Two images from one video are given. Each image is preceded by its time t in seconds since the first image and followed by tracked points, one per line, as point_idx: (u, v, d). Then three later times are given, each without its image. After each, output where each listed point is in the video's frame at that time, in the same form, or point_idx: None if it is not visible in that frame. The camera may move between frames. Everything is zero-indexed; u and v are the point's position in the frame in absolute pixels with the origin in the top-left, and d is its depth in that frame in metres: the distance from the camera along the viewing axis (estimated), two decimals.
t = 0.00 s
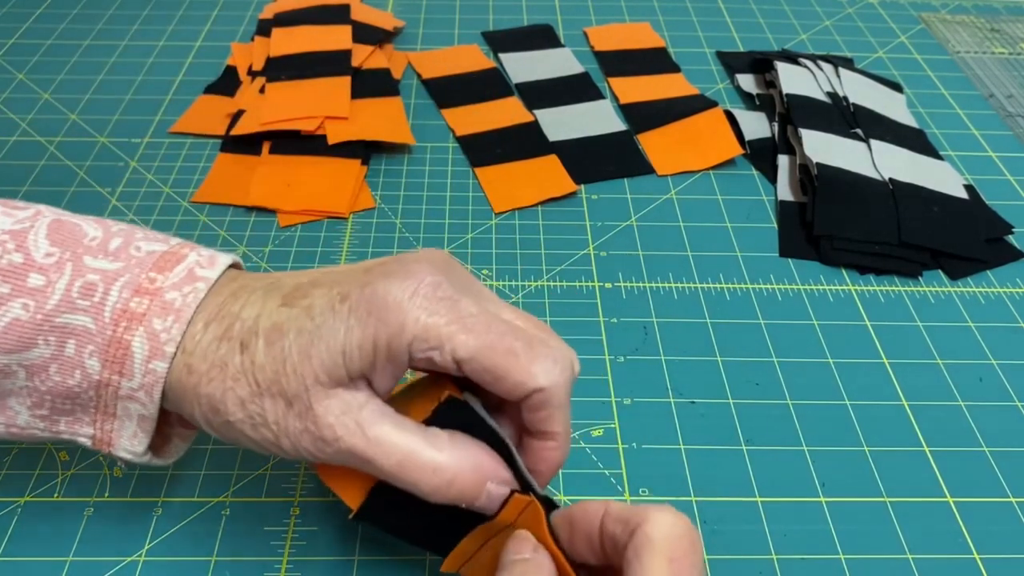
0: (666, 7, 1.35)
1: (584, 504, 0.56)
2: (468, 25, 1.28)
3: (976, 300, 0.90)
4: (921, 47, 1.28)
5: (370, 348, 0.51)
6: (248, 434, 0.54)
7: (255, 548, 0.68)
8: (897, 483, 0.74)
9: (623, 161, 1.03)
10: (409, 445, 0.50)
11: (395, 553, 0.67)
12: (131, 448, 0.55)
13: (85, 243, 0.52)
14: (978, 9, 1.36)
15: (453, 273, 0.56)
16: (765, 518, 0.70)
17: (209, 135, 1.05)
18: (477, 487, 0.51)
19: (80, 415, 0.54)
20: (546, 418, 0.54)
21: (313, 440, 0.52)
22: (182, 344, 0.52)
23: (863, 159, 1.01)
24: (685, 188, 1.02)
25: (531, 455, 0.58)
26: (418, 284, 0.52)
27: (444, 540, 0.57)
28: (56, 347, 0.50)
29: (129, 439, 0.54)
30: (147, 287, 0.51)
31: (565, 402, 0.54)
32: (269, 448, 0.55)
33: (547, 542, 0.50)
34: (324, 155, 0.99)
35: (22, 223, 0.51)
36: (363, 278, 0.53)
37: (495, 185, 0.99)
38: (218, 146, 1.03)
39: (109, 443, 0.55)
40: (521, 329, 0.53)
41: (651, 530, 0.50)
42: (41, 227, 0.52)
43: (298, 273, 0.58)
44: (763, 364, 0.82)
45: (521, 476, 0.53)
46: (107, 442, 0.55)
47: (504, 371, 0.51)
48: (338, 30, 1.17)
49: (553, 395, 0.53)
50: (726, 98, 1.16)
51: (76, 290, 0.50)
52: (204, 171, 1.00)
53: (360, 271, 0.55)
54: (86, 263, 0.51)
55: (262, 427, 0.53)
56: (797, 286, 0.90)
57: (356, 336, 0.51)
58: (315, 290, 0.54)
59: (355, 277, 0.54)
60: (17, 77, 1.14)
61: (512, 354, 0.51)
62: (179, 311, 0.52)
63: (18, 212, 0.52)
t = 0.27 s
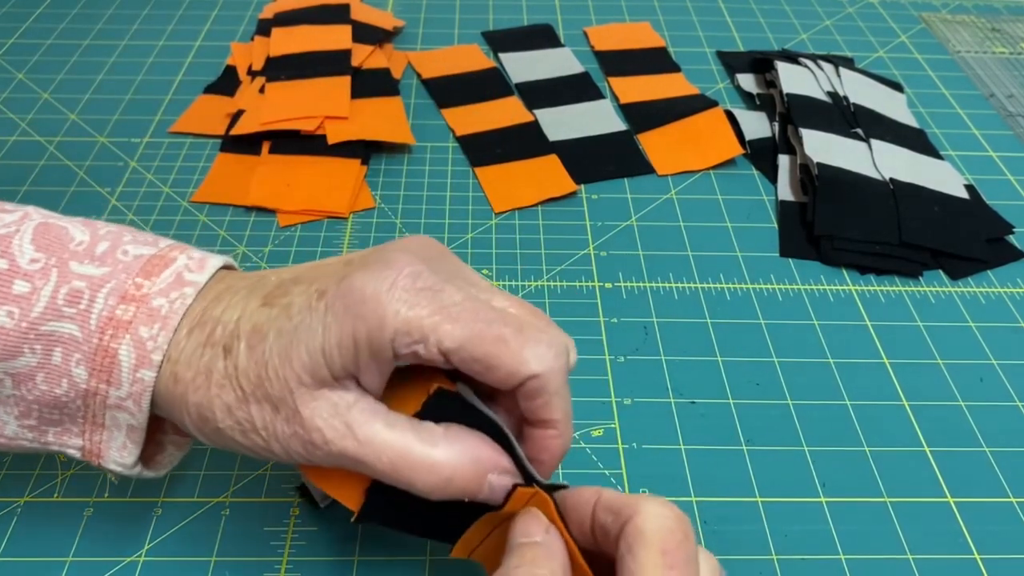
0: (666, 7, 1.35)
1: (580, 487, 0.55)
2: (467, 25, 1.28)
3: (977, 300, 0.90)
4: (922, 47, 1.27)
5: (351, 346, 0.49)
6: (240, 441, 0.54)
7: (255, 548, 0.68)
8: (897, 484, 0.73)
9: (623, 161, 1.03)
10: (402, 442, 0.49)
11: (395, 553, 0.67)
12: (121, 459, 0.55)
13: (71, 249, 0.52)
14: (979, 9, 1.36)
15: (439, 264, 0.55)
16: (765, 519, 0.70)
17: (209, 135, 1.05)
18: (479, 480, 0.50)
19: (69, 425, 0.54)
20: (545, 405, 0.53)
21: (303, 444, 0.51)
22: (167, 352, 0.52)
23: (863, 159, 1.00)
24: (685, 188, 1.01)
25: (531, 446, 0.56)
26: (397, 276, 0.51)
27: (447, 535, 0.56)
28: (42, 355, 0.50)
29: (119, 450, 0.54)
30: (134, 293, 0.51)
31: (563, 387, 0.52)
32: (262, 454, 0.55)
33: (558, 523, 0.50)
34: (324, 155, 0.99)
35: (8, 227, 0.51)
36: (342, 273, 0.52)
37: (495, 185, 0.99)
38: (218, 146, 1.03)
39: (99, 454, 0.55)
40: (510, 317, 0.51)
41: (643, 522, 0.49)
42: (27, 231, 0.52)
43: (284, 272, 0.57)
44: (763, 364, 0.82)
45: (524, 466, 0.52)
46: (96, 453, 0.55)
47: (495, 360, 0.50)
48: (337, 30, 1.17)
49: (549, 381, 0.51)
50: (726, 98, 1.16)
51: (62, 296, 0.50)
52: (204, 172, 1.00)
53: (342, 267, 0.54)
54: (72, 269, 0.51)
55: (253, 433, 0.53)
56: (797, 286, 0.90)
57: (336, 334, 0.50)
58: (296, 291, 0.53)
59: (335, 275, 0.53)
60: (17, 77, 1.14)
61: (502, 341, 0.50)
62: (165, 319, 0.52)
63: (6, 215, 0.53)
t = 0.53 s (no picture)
0: (666, 7, 1.35)
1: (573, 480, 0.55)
2: (467, 25, 1.28)
3: (978, 300, 0.90)
4: (923, 47, 1.27)
5: (333, 354, 0.49)
6: (230, 446, 0.55)
7: (255, 548, 0.67)
8: (898, 484, 0.73)
9: (623, 161, 1.03)
10: (396, 438, 0.49)
11: (395, 553, 0.67)
12: (108, 466, 0.55)
13: (56, 250, 0.52)
14: (979, 9, 1.36)
15: (425, 263, 0.53)
16: (766, 519, 0.70)
17: (208, 134, 1.04)
18: (476, 474, 0.49)
19: (56, 431, 0.54)
20: (543, 404, 0.51)
21: (292, 449, 0.51)
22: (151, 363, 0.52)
23: (863, 159, 1.00)
24: (685, 188, 1.01)
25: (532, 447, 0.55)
26: (380, 280, 0.49)
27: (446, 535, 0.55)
28: (27, 360, 0.50)
29: (106, 457, 0.54)
30: (120, 297, 0.51)
31: (561, 386, 0.51)
32: (253, 458, 0.55)
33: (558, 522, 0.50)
34: (324, 155, 0.99)
35: None
36: (323, 278, 0.51)
37: (495, 185, 0.99)
38: (217, 146, 1.03)
39: (87, 461, 0.55)
40: (501, 318, 0.50)
41: (626, 506, 0.49)
42: (12, 232, 0.52)
43: (267, 273, 0.57)
44: (763, 364, 0.82)
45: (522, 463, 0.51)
46: (83, 459, 0.55)
47: (487, 362, 0.49)
48: (337, 30, 1.16)
49: (546, 380, 0.50)
50: (726, 97, 1.15)
51: (46, 300, 0.50)
52: (204, 171, 0.99)
53: (324, 270, 0.53)
54: (56, 272, 0.51)
55: (243, 440, 0.54)
56: (797, 286, 0.90)
57: (318, 342, 0.49)
58: (278, 296, 0.53)
59: (317, 279, 0.52)
60: (16, 76, 1.14)
61: (493, 343, 0.49)
62: (152, 324, 0.52)
63: None
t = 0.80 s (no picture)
0: (666, 7, 1.35)
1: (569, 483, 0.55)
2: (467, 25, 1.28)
3: (978, 300, 0.90)
4: (924, 47, 1.27)
5: (335, 373, 0.47)
6: (231, 462, 0.54)
7: (255, 548, 0.67)
8: (898, 484, 0.73)
9: (623, 161, 1.03)
10: (397, 446, 0.47)
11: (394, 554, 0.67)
12: (107, 478, 0.54)
13: (55, 259, 0.51)
14: (980, 8, 1.36)
15: (431, 275, 0.51)
16: (766, 519, 0.70)
17: (208, 134, 1.04)
18: (481, 477, 0.48)
19: (55, 442, 0.53)
20: (553, 414, 0.51)
21: (293, 467, 0.50)
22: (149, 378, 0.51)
23: (863, 158, 1.00)
24: (685, 188, 1.01)
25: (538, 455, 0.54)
26: (384, 295, 0.47)
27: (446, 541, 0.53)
28: (24, 371, 0.49)
29: (104, 468, 0.54)
30: (119, 309, 0.50)
31: (571, 396, 0.50)
32: (255, 474, 0.54)
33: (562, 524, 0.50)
34: (324, 155, 0.99)
35: None
36: (326, 293, 0.49)
37: (495, 185, 0.98)
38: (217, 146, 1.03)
39: (85, 473, 0.54)
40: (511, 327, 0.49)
41: (616, 510, 0.48)
42: (11, 241, 0.51)
43: (269, 284, 0.56)
44: (763, 364, 0.82)
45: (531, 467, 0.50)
46: (82, 471, 0.54)
47: (497, 372, 0.47)
48: (337, 30, 1.16)
49: (557, 389, 0.49)
50: (726, 97, 1.15)
51: (44, 311, 0.49)
52: (203, 171, 0.99)
53: (328, 283, 0.51)
54: (55, 282, 0.50)
55: (243, 457, 0.53)
56: (797, 286, 0.90)
57: (319, 360, 0.47)
58: (280, 311, 0.51)
59: (320, 294, 0.50)
60: (16, 76, 1.14)
61: (504, 354, 0.47)
62: (151, 336, 0.51)
63: None
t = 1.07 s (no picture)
0: (666, 7, 1.35)
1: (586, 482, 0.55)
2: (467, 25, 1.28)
3: (978, 300, 0.90)
4: (924, 47, 1.27)
5: (343, 354, 0.48)
6: (227, 451, 0.53)
7: (255, 548, 0.67)
8: (898, 484, 0.73)
9: (623, 161, 1.03)
10: (401, 438, 0.48)
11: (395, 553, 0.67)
12: (109, 462, 0.54)
13: (57, 245, 0.51)
14: (980, 8, 1.35)
15: (442, 266, 0.54)
16: (765, 519, 0.70)
17: (208, 134, 1.04)
18: (485, 469, 0.48)
19: (56, 426, 0.54)
20: (560, 403, 0.52)
21: (292, 455, 0.50)
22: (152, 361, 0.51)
23: (863, 159, 1.00)
24: (685, 188, 1.01)
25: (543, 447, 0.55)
26: (397, 279, 0.50)
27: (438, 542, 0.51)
28: (23, 356, 0.50)
29: (106, 453, 0.54)
30: (120, 294, 0.51)
31: (578, 384, 0.52)
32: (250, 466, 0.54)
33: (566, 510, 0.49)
34: (324, 155, 0.99)
35: None
36: (337, 278, 0.51)
37: (495, 185, 0.98)
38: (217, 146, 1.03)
39: (87, 457, 0.54)
40: (521, 316, 0.51)
41: (647, 516, 0.49)
42: (12, 225, 0.51)
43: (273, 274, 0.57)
44: (763, 364, 0.82)
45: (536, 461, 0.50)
46: (83, 454, 0.54)
47: (509, 356, 0.49)
48: (337, 30, 1.16)
49: (565, 376, 0.51)
50: (727, 98, 1.15)
51: (44, 295, 0.49)
52: (203, 171, 0.99)
53: (336, 270, 0.53)
54: (56, 266, 0.50)
55: (241, 444, 0.52)
56: (797, 286, 0.90)
57: (329, 341, 0.49)
58: (288, 297, 0.53)
59: (327, 280, 0.52)
60: (16, 76, 1.14)
61: (515, 339, 0.49)
62: (152, 321, 0.51)
63: None
